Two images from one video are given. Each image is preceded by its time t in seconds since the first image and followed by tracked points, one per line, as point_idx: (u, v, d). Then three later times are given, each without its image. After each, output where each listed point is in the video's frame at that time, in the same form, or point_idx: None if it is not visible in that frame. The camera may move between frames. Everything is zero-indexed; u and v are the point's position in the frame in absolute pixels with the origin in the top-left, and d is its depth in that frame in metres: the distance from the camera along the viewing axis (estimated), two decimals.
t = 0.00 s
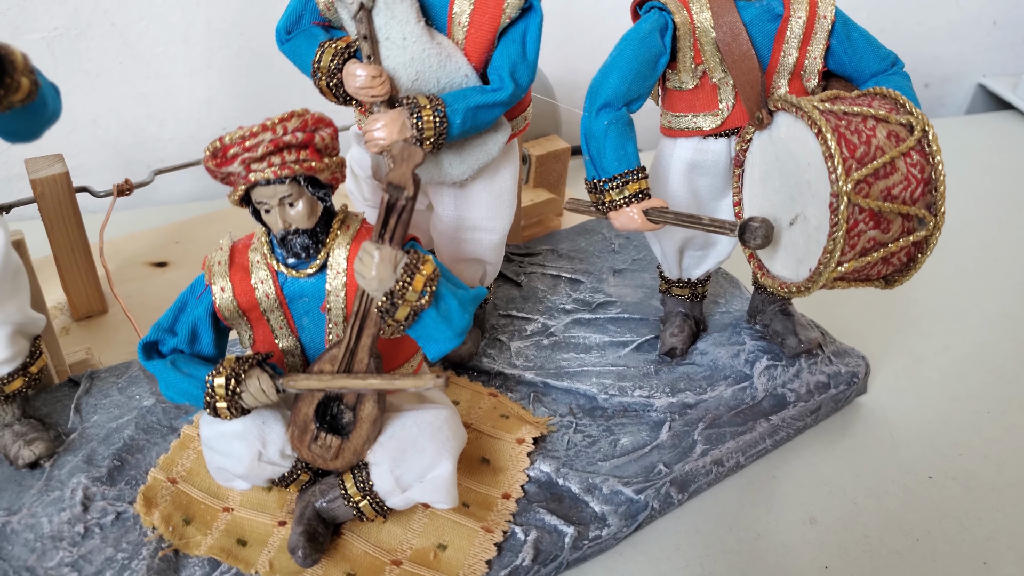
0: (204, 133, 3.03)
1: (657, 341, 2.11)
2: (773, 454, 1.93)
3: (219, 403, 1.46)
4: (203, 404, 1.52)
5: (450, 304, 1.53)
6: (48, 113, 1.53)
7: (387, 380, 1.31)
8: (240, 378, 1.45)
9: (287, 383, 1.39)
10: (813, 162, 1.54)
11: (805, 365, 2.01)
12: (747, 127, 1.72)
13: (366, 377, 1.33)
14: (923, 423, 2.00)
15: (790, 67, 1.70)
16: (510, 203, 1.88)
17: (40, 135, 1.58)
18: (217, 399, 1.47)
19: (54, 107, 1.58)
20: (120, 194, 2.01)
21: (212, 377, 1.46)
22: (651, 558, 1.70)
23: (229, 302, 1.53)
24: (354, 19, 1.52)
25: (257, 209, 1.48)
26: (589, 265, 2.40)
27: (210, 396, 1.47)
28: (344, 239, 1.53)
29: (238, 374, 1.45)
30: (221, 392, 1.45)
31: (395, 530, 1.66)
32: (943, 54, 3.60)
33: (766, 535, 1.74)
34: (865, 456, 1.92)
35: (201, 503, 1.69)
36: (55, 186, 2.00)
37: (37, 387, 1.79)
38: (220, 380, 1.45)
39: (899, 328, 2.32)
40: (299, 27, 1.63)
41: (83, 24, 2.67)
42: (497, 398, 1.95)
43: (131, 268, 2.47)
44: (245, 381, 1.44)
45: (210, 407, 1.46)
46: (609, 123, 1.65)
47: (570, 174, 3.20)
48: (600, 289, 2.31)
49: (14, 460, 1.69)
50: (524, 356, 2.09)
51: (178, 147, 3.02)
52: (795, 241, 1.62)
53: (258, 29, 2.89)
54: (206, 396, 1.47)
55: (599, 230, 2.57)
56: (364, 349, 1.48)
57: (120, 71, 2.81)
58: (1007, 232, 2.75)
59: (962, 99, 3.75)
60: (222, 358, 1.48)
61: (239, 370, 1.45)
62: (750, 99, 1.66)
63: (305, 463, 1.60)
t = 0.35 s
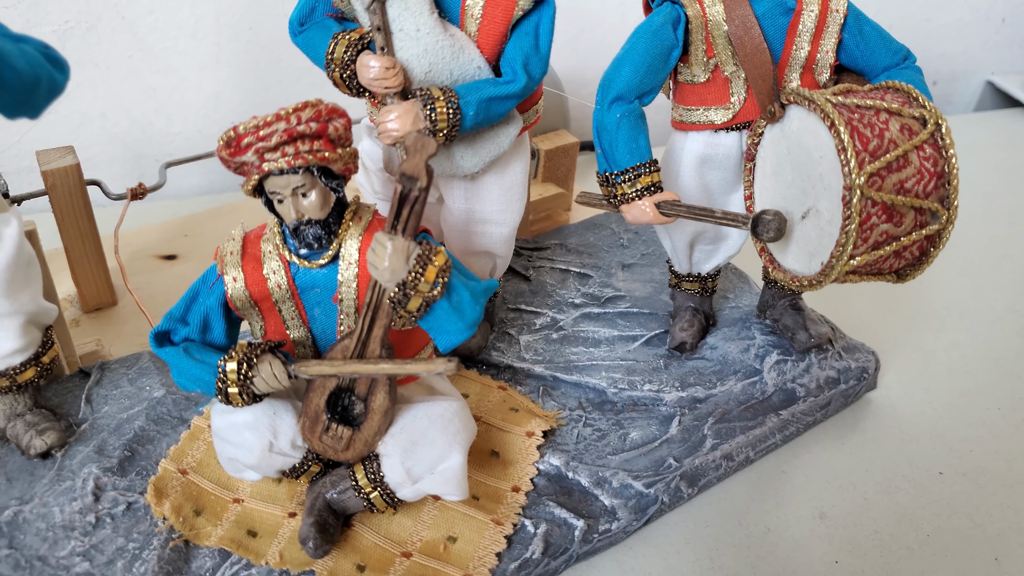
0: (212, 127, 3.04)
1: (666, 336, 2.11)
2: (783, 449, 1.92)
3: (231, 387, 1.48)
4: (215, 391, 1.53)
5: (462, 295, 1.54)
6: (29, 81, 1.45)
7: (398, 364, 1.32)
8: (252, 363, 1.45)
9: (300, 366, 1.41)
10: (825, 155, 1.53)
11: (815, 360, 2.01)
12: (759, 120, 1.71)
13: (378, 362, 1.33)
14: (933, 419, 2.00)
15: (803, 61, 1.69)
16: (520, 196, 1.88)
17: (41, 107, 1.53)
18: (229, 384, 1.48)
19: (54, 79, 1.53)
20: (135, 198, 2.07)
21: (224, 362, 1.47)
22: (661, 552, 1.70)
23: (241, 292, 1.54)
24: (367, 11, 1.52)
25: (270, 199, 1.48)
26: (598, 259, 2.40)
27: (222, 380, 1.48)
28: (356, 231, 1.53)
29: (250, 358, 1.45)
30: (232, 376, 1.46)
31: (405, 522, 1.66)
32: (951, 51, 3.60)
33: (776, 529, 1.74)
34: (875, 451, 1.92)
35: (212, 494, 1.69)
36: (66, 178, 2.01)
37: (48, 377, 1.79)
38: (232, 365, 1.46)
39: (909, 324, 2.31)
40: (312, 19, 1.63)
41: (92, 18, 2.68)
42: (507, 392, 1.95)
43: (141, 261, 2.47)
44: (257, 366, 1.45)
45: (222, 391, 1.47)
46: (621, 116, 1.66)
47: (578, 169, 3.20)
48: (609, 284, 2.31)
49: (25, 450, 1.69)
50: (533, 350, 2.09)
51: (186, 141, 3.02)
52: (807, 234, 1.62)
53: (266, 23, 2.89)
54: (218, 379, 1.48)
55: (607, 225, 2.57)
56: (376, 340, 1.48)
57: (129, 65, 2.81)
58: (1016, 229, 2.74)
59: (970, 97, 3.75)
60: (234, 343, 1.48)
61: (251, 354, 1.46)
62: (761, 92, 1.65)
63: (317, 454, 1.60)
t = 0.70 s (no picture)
0: (221, 124, 3.05)
1: (677, 332, 2.11)
2: (794, 445, 1.92)
3: (237, 371, 1.48)
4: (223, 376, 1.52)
5: (475, 288, 1.53)
6: (48, 75, 1.40)
7: (403, 348, 1.33)
8: (258, 346, 1.47)
9: (304, 352, 1.39)
10: (840, 149, 1.54)
11: (826, 356, 2.01)
12: (771, 115, 1.72)
13: (384, 345, 1.35)
14: (944, 415, 2.00)
15: (815, 56, 1.69)
16: (531, 190, 1.89)
17: (60, 103, 1.47)
18: (235, 367, 1.49)
19: (72, 73, 1.48)
20: (147, 199, 2.08)
21: (230, 345, 1.48)
22: (673, 546, 1.69)
23: (254, 282, 1.53)
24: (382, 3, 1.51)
25: (284, 188, 1.48)
26: (607, 256, 2.40)
27: (228, 364, 1.49)
28: (368, 222, 1.53)
29: (256, 341, 1.47)
30: (238, 359, 1.47)
31: (417, 515, 1.66)
32: (959, 51, 3.60)
33: (788, 524, 1.74)
34: (886, 448, 1.91)
35: (223, 486, 1.69)
36: (78, 173, 2.01)
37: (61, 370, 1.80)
38: (238, 349, 1.47)
39: (919, 321, 2.31)
40: (327, 14, 1.63)
41: (103, 14, 2.68)
42: (517, 386, 1.95)
43: (150, 256, 2.48)
44: (263, 349, 1.47)
45: (229, 374, 1.48)
46: (634, 110, 1.65)
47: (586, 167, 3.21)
48: (618, 280, 2.31)
49: (39, 441, 1.70)
50: (543, 345, 2.09)
51: (195, 137, 3.03)
52: (820, 229, 1.62)
53: (276, 20, 2.89)
54: (224, 364, 1.49)
55: (616, 221, 2.57)
56: (390, 331, 1.49)
57: (139, 61, 2.81)
58: None
59: (978, 96, 3.75)
60: (240, 327, 1.49)
61: (256, 338, 1.47)
62: (774, 87, 1.66)
63: (329, 446, 1.60)
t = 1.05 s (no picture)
0: (232, 119, 3.05)
1: (689, 328, 2.11)
2: (806, 442, 1.91)
3: (242, 355, 1.48)
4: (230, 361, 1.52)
5: (490, 281, 1.54)
6: (68, 66, 1.40)
7: (404, 334, 1.34)
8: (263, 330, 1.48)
9: (310, 336, 1.43)
10: (855, 144, 1.53)
11: (839, 353, 2.00)
12: (786, 111, 1.71)
13: (387, 332, 1.36)
14: (956, 413, 1.99)
15: (831, 51, 1.68)
16: (544, 185, 1.90)
17: (79, 94, 1.47)
18: (240, 351, 1.48)
19: (91, 64, 1.48)
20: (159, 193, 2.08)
21: (236, 329, 1.48)
22: (685, 542, 1.69)
23: (268, 271, 1.54)
24: None
25: (300, 178, 1.50)
26: (619, 252, 2.40)
27: (234, 347, 1.48)
28: (382, 214, 1.53)
29: (262, 325, 1.48)
30: (243, 342, 1.47)
31: (429, 509, 1.66)
32: (971, 50, 3.59)
33: (800, 521, 1.74)
34: (899, 445, 1.91)
35: (236, 479, 1.69)
36: (92, 166, 2.02)
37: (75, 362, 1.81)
38: (243, 333, 1.47)
39: (932, 319, 2.30)
40: (345, 10, 1.62)
41: (116, 10, 2.69)
42: (528, 381, 1.95)
43: (162, 250, 2.48)
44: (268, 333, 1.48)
45: (234, 357, 1.47)
46: (612, 76, 1.65)
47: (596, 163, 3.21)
48: (630, 276, 2.31)
49: (53, 432, 1.70)
50: (555, 340, 2.09)
51: (206, 133, 3.04)
52: (835, 224, 1.62)
53: (288, 16, 2.90)
54: (230, 348, 1.49)
55: (627, 218, 2.57)
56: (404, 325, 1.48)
57: (151, 57, 2.82)
58: None
59: (989, 95, 3.74)
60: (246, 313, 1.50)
61: (262, 321, 1.48)
62: (790, 82, 1.65)
63: (342, 439, 1.60)
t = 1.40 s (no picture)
0: (243, 118, 3.06)
1: (701, 326, 2.11)
2: (820, 441, 1.91)
3: (249, 336, 1.49)
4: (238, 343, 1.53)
5: (507, 275, 1.54)
6: (92, 57, 1.42)
7: (410, 316, 1.41)
8: (270, 311, 1.49)
9: (314, 320, 1.44)
10: (873, 140, 1.54)
11: (852, 352, 2.00)
12: (801, 108, 1.72)
13: (392, 314, 1.42)
14: (970, 413, 1.98)
15: (846, 49, 1.69)
16: (558, 184, 1.89)
17: (100, 87, 1.49)
18: (247, 332, 1.49)
19: (111, 58, 1.50)
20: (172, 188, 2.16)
21: (243, 310, 1.50)
22: (699, 538, 1.68)
23: (284, 260, 1.54)
24: None
25: (317, 167, 1.50)
26: (630, 251, 2.41)
27: (241, 328, 1.49)
28: (398, 207, 1.54)
29: (268, 306, 1.49)
30: (250, 323, 1.48)
31: (443, 503, 1.66)
32: (980, 54, 3.59)
33: (814, 518, 1.73)
34: (912, 444, 1.90)
35: (249, 472, 1.69)
36: (108, 161, 2.03)
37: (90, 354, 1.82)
38: (250, 314, 1.48)
39: (944, 318, 2.29)
40: (366, 7, 1.65)
41: (130, 9, 2.71)
42: (541, 377, 1.95)
43: (174, 246, 2.49)
44: (275, 314, 1.48)
45: (241, 338, 1.48)
46: (640, 85, 1.69)
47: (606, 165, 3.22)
48: (642, 275, 2.31)
49: (69, 424, 1.71)
50: (568, 338, 2.09)
51: (217, 131, 3.05)
52: (851, 221, 1.63)
53: (299, 16, 2.91)
54: (237, 329, 1.50)
55: (638, 217, 2.57)
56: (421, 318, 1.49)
57: (164, 56, 2.84)
58: None
59: (999, 99, 3.73)
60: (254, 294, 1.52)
61: (269, 303, 1.49)
62: (806, 79, 1.65)
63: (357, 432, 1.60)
